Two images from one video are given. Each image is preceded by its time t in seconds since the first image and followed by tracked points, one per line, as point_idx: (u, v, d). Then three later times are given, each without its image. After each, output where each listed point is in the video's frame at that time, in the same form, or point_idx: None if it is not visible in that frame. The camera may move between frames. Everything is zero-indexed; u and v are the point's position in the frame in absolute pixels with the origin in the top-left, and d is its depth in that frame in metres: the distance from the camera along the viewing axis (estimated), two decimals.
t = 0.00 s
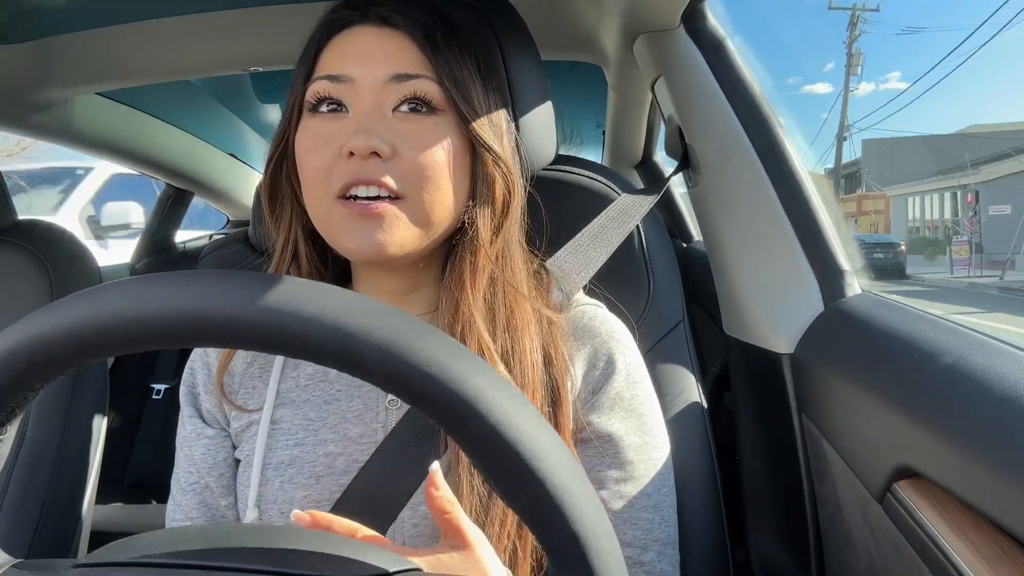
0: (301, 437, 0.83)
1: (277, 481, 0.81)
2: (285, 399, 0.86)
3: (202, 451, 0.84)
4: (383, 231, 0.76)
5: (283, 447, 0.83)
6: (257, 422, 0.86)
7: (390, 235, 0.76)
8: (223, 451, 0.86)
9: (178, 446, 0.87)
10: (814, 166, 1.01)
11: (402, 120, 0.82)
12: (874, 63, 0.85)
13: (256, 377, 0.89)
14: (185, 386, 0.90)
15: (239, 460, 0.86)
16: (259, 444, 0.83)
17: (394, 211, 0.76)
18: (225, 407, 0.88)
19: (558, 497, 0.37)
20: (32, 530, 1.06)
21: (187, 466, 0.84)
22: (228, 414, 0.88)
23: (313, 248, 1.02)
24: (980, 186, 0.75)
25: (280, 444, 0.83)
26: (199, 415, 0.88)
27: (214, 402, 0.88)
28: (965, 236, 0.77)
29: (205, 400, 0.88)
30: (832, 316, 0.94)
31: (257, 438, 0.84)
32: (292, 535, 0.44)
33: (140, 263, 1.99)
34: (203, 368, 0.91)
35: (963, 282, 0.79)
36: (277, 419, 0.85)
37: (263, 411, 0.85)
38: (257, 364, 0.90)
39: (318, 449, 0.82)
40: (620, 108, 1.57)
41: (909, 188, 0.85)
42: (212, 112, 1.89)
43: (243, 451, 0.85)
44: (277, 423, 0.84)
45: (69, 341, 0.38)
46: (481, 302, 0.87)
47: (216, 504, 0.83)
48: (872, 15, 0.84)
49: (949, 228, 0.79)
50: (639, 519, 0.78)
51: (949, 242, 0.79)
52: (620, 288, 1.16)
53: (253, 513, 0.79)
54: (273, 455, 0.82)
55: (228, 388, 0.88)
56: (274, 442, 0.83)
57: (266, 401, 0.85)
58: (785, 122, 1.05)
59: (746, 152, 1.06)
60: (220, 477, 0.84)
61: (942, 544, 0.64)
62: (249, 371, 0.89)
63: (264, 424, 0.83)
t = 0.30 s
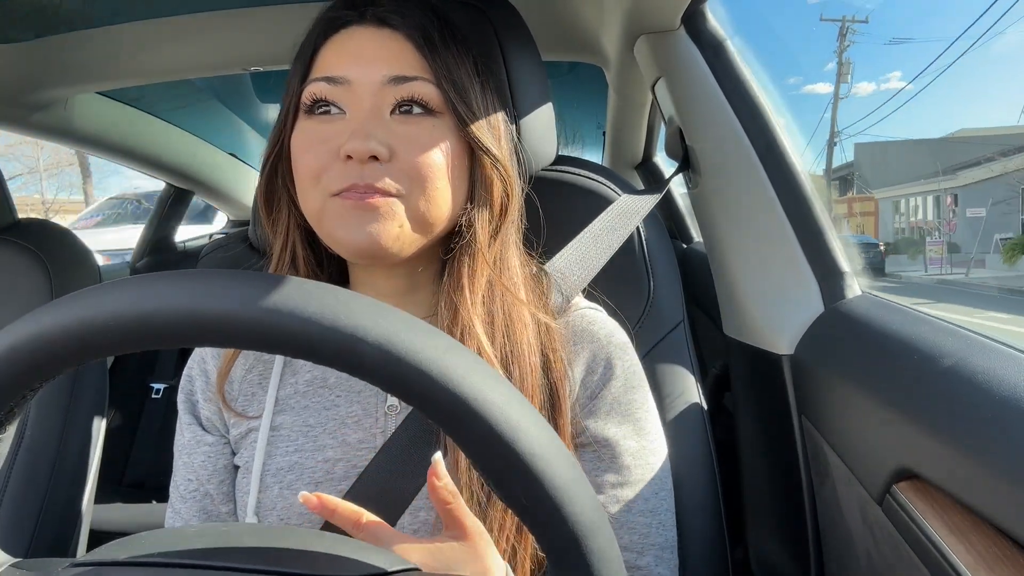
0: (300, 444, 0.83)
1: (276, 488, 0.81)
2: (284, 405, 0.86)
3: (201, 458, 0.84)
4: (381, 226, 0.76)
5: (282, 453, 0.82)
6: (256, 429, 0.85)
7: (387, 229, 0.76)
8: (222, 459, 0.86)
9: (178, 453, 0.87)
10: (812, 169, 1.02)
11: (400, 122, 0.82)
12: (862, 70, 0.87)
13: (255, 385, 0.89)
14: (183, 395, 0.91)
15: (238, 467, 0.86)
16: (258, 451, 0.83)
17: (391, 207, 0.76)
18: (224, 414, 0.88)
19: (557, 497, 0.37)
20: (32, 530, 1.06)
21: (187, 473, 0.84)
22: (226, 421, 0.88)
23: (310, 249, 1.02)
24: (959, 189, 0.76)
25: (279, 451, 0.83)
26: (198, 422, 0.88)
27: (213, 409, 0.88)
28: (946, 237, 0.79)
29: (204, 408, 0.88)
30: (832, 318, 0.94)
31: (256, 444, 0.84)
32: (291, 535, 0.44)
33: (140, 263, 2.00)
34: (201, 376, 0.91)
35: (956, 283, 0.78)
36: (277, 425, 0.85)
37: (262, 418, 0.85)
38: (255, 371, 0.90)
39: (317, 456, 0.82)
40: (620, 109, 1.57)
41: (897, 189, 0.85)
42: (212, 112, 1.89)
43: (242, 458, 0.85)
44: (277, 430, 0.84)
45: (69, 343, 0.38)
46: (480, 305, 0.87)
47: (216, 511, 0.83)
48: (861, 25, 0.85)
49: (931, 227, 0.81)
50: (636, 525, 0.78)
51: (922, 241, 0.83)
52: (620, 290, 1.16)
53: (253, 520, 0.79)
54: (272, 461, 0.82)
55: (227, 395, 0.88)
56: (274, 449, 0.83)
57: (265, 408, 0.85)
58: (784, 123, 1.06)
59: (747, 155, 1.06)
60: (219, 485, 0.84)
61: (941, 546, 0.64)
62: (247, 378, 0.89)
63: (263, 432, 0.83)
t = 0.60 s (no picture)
0: (301, 445, 0.83)
1: (277, 489, 0.80)
2: (286, 407, 0.86)
3: (203, 459, 0.84)
4: (380, 224, 0.76)
5: (283, 455, 0.82)
6: (258, 430, 0.85)
7: (385, 228, 0.76)
8: (224, 460, 0.85)
9: (179, 454, 0.86)
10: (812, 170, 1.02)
11: (401, 125, 0.82)
12: (858, 74, 0.88)
13: (257, 386, 0.88)
14: (185, 395, 0.90)
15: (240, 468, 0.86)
16: (259, 453, 0.82)
17: (391, 206, 0.76)
18: (226, 415, 0.88)
19: (556, 498, 0.37)
20: (31, 534, 1.06)
21: (188, 474, 0.84)
22: (228, 422, 0.88)
23: (313, 251, 1.02)
24: (940, 193, 0.79)
25: (280, 452, 0.83)
26: (200, 423, 0.88)
27: (215, 410, 0.88)
28: (927, 237, 0.82)
29: (206, 409, 0.88)
30: (832, 320, 0.94)
31: (258, 446, 0.84)
32: (289, 538, 0.44)
33: (140, 265, 2.00)
34: (204, 377, 0.91)
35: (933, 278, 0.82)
36: (279, 426, 0.84)
37: (264, 420, 0.85)
38: (257, 372, 0.90)
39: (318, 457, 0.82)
40: (620, 110, 1.57)
41: (885, 191, 0.88)
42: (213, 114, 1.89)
43: (243, 459, 0.85)
44: (278, 431, 0.84)
45: (68, 345, 0.38)
46: (480, 308, 0.87)
47: (217, 512, 0.83)
48: (851, 35, 0.88)
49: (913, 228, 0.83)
50: (636, 525, 0.78)
51: (904, 240, 0.86)
52: (620, 291, 1.16)
53: (253, 521, 0.79)
54: (273, 463, 0.82)
55: (229, 396, 0.88)
56: (275, 450, 0.83)
57: (267, 409, 0.85)
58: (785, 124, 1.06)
59: (747, 157, 1.06)
60: (221, 486, 0.84)
61: (943, 547, 0.64)
62: (250, 379, 0.89)
63: (264, 433, 0.83)
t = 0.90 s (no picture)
0: (304, 445, 0.83)
1: (279, 488, 0.80)
2: (288, 407, 0.85)
3: (205, 457, 0.84)
4: (377, 236, 0.76)
5: (286, 454, 0.82)
6: (260, 431, 0.85)
7: (382, 238, 0.76)
8: (226, 458, 0.85)
9: (182, 452, 0.86)
10: (810, 170, 1.03)
11: (399, 130, 0.82)
12: (856, 75, 0.87)
13: (260, 386, 0.88)
14: (188, 394, 0.91)
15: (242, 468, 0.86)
16: (261, 452, 0.82)
17: (387, 218, 0.76)
18: (228, 415, 0.88)
19: (557, 499, 0.37)
20: (32, 534, 1.06)
21: (190, 471, 0.84)
22: (231, 422, 0.88)
23: (317, 257, 1.02)
24: (924, 197, 0.81)
25: (283, 451, 0.83)
26: (202, 422, 0.88)
27: (218, 409, 0.88)
28: (910, 238, 0.84)
29: (210, 408, 0.88)
30: (832, 321, 0.94)
31: (261, 446, 0.84)
32: (289, 540, 0.44)
33: (140, 269, 2.00)
34: (207, 377, 0.91)
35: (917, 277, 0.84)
36: (281, 426, 0.84)
37: (266, 419, 0.85)
38: (260, 372, 0.89)
39: (321, 457, 0.81)
40: (620, 113, 1.58)
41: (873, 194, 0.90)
42: (213, 117, 1.89)
43: (246, 459, 0.84)
44: (280, 431, 0.84)
45: (69, 346, 0.38)
46: (480, 309, 0.87)
47: (218, 510, 0.82)
48: (843, 44, 0.88)
49: (898, 230, 0.86)
50: (634, 526, 0.78)
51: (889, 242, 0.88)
52: (620, 294, 1.16)
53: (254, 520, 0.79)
54: (276, 462, 0.82)
55: (231, 396, 0.88)
56: (278, 449, 0.83)
57: (270, 409, 0.85)
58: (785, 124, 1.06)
59: (746, 160, 1.06)
60: (222, 484, 0.84)
61: (943, 548, 0.64)
62: (252, 379, 0.89)
63: (267, 433, 0.83)
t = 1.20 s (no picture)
0: (304, 446, 0.83)
1: (280, 489, 0.80)
2: (288, 408, 0.86)
3: (205, 459, 0.84)
4: (382, 232, 0.76)
5: (286, 455, 0.82)
6: (260, 432, 0.85)
7: (386, 235, 0.76)
8: (226, 459, 0.85)
9: (181, 454, 0.86)
10: (810, 172, 1.02)
11: (401, 125, 0.82)
12: (856, 75, 0.86)
13: (260, 387, 0.88)
14: (189, 395, 0.90)
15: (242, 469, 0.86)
16: (261, 453, 0.82)
17: (391, 214, 0.76)
18: (228, 416, 0.88)
19: (558, 501, 0.37)
20: (31, 536, 1.06)
21: (191, 473, 0.84)
22: (231, 423, 0.88)
23: (319, 255, 1.02)
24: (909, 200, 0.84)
25: (283, 453, 0.83)
26: (202, 424, 0.88)
27: (218, 411, 0.88)
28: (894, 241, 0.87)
29: (210, 410, 0.88)
30: (832, 322, 0.94)
31: (261, 446, 0.84)
32: (289, 541, 0.44)
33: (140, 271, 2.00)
34: (207, 378, 0.91)
35: (904, 279, 0.86)
36: (281, 427, 0.84)
37: (266, 421, 0.85)
38: (260, 373, 0.89)
39: (320, 458, 0.82)
40: (619, 115, 1.58)
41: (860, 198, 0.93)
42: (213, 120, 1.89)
43: (246, 460, 0.84)
44: (281, 432, 0.84)
45: (68, 347, 0.38)
46: (480, 308, 0.88)
47: (218, 512, 0.82)
48: (835, 52, 0.89)
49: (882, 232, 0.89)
50: (632, 525, 0.78)
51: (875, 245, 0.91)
52: (620, 294, 1.16)
53: (255, 521, 0.79)
54: (276, 463, 0.82)
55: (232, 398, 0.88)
56: (278, 450, 0.83)
57: (270, 410, 0.85)
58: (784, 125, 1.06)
59: (745, 160, 1.07)
60: (222, 485, 0.84)
61: (943, 548, 0.64)
62: (252, 381, 0.89)
63: (267, 434, 0.83)
